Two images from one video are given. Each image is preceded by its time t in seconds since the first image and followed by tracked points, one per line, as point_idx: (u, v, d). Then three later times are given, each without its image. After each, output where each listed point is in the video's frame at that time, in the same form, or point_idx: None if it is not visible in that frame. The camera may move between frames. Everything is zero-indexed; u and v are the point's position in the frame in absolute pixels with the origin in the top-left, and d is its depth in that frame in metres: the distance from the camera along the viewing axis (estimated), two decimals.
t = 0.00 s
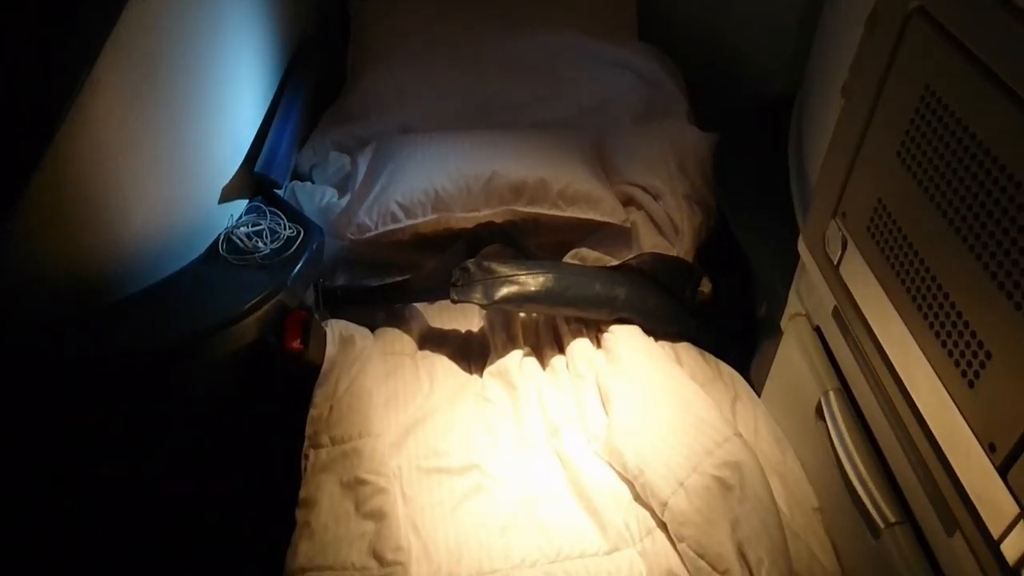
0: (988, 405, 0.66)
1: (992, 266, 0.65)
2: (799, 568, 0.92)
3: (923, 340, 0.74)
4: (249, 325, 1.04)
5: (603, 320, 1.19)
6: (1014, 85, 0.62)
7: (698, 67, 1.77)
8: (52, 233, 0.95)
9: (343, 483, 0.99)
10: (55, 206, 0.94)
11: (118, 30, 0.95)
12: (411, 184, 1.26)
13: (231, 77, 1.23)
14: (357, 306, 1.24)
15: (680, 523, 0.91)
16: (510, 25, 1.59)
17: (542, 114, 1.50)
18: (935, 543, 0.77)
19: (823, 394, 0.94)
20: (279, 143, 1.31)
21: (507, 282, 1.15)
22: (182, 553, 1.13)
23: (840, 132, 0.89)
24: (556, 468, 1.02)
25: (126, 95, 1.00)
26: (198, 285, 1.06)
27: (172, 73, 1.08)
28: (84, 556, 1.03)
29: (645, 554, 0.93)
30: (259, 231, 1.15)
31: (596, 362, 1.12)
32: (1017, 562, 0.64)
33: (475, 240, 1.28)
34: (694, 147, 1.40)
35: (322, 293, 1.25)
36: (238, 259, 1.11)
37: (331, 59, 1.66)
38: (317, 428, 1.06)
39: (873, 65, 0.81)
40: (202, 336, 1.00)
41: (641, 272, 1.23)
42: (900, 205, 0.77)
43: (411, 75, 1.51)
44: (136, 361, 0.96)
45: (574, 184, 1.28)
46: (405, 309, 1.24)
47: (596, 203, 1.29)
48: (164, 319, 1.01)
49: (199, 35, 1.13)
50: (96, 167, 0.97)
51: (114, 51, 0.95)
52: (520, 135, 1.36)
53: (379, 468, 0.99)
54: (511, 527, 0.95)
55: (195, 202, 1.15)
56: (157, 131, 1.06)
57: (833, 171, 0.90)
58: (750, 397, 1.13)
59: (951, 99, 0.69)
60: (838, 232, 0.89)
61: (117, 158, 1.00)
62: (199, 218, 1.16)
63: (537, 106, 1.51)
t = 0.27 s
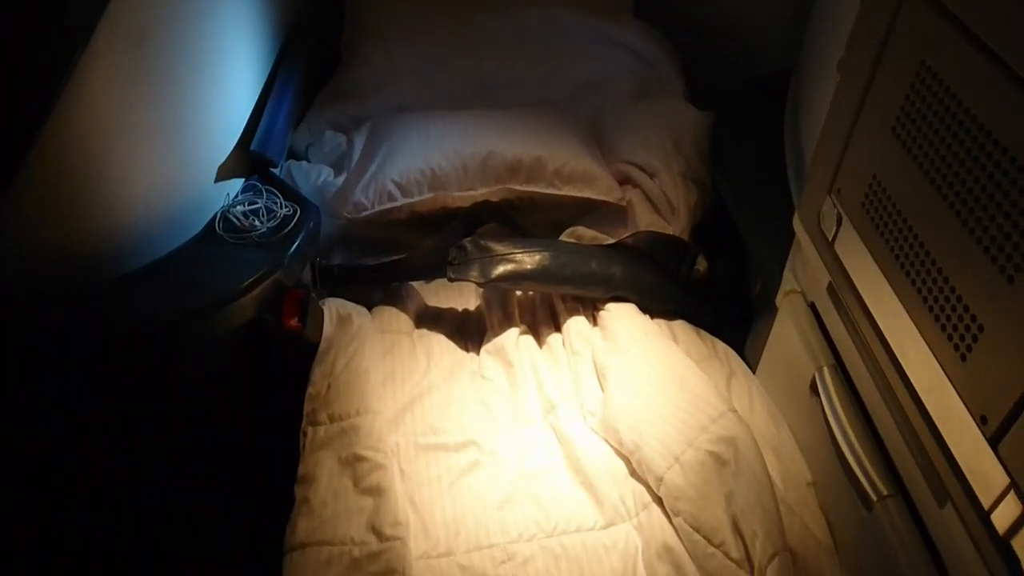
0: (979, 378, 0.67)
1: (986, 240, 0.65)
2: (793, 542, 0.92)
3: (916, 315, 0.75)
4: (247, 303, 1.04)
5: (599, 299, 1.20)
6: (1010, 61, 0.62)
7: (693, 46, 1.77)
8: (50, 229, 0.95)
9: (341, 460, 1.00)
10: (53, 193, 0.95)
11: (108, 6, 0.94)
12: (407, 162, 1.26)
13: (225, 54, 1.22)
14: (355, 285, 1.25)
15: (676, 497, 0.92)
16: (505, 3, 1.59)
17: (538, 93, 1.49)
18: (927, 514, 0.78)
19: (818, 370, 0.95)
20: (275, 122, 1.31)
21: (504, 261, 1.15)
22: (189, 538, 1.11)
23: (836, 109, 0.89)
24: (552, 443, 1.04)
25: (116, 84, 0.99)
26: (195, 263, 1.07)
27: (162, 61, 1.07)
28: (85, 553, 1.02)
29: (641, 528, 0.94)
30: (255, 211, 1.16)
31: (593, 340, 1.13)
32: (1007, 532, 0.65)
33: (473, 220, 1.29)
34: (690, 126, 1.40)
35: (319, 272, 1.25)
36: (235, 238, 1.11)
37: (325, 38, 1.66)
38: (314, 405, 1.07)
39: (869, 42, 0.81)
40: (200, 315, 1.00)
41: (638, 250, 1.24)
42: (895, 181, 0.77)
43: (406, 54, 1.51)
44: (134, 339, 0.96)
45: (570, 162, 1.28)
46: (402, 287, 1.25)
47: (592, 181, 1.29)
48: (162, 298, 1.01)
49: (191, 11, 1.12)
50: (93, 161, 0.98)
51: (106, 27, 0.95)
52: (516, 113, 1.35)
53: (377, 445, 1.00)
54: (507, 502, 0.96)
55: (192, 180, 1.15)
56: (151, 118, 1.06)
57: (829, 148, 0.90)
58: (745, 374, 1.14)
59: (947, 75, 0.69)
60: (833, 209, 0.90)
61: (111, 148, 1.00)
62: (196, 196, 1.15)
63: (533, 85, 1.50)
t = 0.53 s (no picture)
0: (972, 347, 0.67)
1: (980, 210, 0.65)
2: (787, 512, 0.93)
3: (911, 286, 0.75)
4: (244, 277, 1.04)
5: (595, 273, 1.20)
6: (1008, 31, 0.62)
7: (689, 21, 1.76)
8: (58, 225, 0.98)
9: (339, 433, 1.00)
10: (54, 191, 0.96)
11: None
12: (402, 137, 1.26)
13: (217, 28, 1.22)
14: (352, 261, 1.25)
15: (672, 468, 0.93)
16: None
17: (534, 68, 1.48)
18: (920, 482, 0.79)
19: (813, 342, 0.96)
20: (270, 97, 1.30)
21: (501, 235, 1.15)
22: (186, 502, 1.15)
23: (833, 82, 0.89)
24: (548, 416, 1.05)
25: (105, 76, 0.99)
26: (193, 237, 1.07)
27: (149, 45, 1.05)
28: (84, 551, 1.08)
29: (637, 499, 0.95)
30: (251, 185, 1.15)
31: (589, 313, 1.14)
32: (999, 498, 0.66)
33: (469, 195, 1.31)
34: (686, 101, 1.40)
35: (315, 248, 1.26)
36: (232, 212, 1.11)
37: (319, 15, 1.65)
38: (313, 381, 1.08)
39: (866, 15, 0.81)
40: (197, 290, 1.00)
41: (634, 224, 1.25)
42: (891, 153, 0.78)
43: (401, 30, 1.50)
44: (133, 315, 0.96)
45: (566, 137, 1.28)
46: (398, 262, 1.25)
47: (588, 156, 1.28)
48: (159, 272, 1.01)
49: None
50: (90, 154, 0.99)
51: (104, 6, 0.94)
52: (512, 88, 1.35)
53: (375, 418, 1.00)
54: (504, 474, 0.97)
55: (184, 156, 1.15)
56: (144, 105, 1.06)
57: (826, 121, 0.91)
58: (740, 347, 1.15)
59: (944, 46, 0.69)
60: (829, 181, 0.90)
61: (105, 139, 1.01)
62: (189, 171, 1.16)
63: (528, 60, 1.50)
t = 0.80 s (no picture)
0: (967, 316, 0.67)
1: (978, 181, 0.65)
2: (781, 483, 0.93)
3: (906, 256, 0.76)
4: (238, 250, 1.04)
5: (590, 247, 1.20)
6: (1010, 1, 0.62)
7: None
8: (61, 215, 0.98)
9: (336, 406, 1.01)
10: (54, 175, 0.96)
11: None
12: (397, 109, 1.25)
13: None
14: (345, 234, 1.27)
15: (666, 439, 0.93)
16: None
17: (528, 39, 1.47)
18: (913, 451, 0.80)
19: (808, 314, 0.96)
20: (262, 70, 1.29)
21: (496, 208, 1.15)
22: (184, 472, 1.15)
23: (829, 52, 0.88)
24: (544, 387, 1.06)
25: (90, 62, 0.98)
26: (187, 209, 1.06)
27: (133, 22, 1.05)
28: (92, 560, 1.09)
29: (632, 470, 0.95)
30: (245, 157, 1.14)
31: (584, 286, 1.15)
32: (991, 465, 0.67)
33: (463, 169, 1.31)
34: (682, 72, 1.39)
35: (310, 222, 1.26)
36: (225, 184, 1.10)
37: None
38: (308, 354, 1.08)
39: None
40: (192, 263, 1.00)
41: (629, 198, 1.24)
42: (888, 124, 0.77)
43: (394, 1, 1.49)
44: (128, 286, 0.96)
45: (561, 109, 1.27)
46: (393, 236, 1.25)
47: (583, 128, 1.28)
48: (152, 244, 1.00)
49: None
50: (82, 138, 0.99)
51: None
52: (507, 60, 1.34)
53: (372, 391, 1.01)
54: (500, 447, 0.98)
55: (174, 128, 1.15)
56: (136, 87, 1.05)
57: (822, 91, 0.90)
58: (735, 320, 1.15)
59: (943, 15, 0.69)
60: (825, 153, 0.90)
61: (94, 122, 1.01)
62: (179, 142, 1.16)
63: (523, 31, 1.48)
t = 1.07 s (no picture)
0: (964, 290, 0.67)
1: (978, 154, 0.64)
2: (776, 456, 0.92)
3: (904, 229, 0.75)
4: (229, 223, 1.02)
5: (586, 220, 1.19)
6: None
7: None
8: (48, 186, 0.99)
9: (330, 379, 1.00)
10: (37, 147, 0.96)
11: None
12: (390, 80, 1.23)
13: None
14: (338, 206, 1.26)
15: (661, 413, 0.93)
16: None
17: (522, 8, 1.45)
18: (907, 424, 0.80)
19: (803, 288, 0.96)
20: (253, 39, 1.27)
21: (491, 180, 1.14)
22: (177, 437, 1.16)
23: (828, 22, 0.87)
24: (538, 360, 1.06)
25: (81, 46, 0.99)
26: (178, 181, 1.05)
27: None
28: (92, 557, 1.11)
29: (627, 444, 0.96)
30: (236, 128, 1.13)
31: (579, 260, 1.14)
32: (985, 439, 0.67)
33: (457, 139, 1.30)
34: (678, 42, 1.37)
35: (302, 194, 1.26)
36: (216, 156, 1.08)
37: None
38: (301, 327, 1.07)
39: None
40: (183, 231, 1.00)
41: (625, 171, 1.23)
42: (887, 96, 0.76)
43: None
44: (120, 257, 0.96)
45: (556, 80, 1.26)
46: (387, 209, 1.24)
47: (579, 100, 1.27)
48: (143, 215, 1.00)
49: None
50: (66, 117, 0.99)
51: None
52: (501, 30, 1.32)
53: (366, 364, 1.00)
54: (495, 420, 0.98)
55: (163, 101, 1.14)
56: (121, 68, 1.06)
57: (821, 62, 0.89)
58: (730, 293, 1.15)
59: None
60: (823, 125, 0.89)
61: (78, 101, 1.00)
62: (168, 115, 1.15)
63: None
